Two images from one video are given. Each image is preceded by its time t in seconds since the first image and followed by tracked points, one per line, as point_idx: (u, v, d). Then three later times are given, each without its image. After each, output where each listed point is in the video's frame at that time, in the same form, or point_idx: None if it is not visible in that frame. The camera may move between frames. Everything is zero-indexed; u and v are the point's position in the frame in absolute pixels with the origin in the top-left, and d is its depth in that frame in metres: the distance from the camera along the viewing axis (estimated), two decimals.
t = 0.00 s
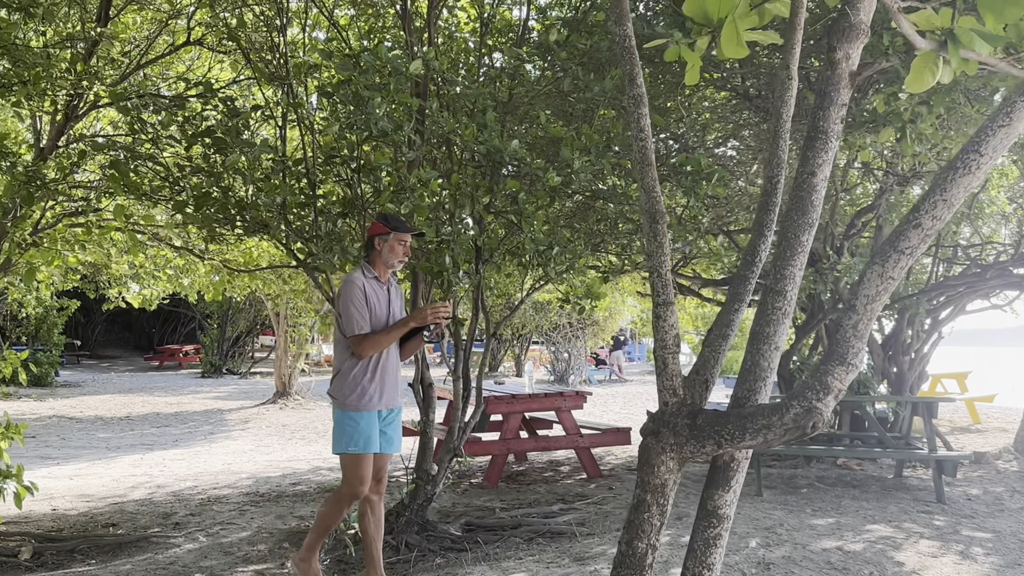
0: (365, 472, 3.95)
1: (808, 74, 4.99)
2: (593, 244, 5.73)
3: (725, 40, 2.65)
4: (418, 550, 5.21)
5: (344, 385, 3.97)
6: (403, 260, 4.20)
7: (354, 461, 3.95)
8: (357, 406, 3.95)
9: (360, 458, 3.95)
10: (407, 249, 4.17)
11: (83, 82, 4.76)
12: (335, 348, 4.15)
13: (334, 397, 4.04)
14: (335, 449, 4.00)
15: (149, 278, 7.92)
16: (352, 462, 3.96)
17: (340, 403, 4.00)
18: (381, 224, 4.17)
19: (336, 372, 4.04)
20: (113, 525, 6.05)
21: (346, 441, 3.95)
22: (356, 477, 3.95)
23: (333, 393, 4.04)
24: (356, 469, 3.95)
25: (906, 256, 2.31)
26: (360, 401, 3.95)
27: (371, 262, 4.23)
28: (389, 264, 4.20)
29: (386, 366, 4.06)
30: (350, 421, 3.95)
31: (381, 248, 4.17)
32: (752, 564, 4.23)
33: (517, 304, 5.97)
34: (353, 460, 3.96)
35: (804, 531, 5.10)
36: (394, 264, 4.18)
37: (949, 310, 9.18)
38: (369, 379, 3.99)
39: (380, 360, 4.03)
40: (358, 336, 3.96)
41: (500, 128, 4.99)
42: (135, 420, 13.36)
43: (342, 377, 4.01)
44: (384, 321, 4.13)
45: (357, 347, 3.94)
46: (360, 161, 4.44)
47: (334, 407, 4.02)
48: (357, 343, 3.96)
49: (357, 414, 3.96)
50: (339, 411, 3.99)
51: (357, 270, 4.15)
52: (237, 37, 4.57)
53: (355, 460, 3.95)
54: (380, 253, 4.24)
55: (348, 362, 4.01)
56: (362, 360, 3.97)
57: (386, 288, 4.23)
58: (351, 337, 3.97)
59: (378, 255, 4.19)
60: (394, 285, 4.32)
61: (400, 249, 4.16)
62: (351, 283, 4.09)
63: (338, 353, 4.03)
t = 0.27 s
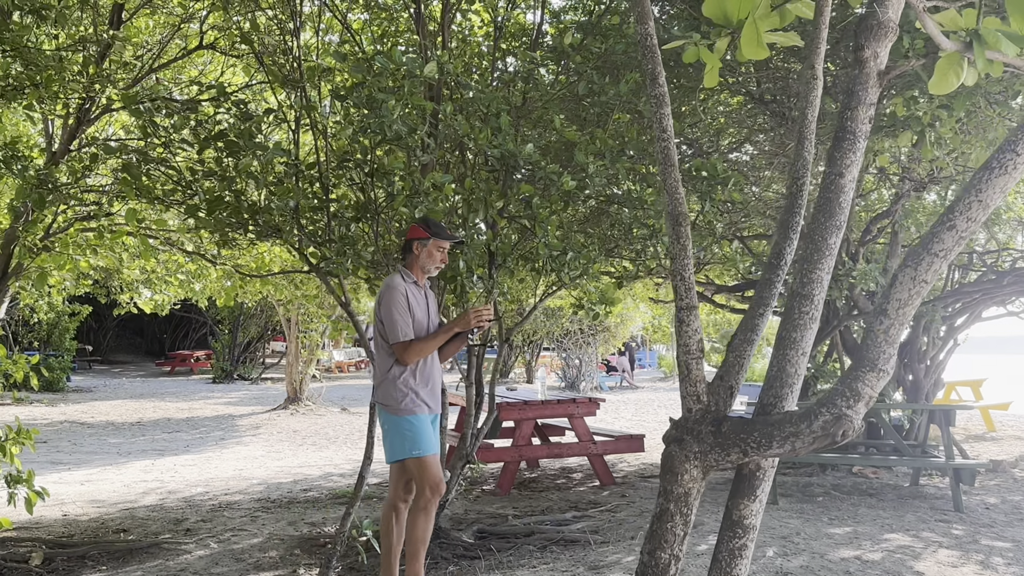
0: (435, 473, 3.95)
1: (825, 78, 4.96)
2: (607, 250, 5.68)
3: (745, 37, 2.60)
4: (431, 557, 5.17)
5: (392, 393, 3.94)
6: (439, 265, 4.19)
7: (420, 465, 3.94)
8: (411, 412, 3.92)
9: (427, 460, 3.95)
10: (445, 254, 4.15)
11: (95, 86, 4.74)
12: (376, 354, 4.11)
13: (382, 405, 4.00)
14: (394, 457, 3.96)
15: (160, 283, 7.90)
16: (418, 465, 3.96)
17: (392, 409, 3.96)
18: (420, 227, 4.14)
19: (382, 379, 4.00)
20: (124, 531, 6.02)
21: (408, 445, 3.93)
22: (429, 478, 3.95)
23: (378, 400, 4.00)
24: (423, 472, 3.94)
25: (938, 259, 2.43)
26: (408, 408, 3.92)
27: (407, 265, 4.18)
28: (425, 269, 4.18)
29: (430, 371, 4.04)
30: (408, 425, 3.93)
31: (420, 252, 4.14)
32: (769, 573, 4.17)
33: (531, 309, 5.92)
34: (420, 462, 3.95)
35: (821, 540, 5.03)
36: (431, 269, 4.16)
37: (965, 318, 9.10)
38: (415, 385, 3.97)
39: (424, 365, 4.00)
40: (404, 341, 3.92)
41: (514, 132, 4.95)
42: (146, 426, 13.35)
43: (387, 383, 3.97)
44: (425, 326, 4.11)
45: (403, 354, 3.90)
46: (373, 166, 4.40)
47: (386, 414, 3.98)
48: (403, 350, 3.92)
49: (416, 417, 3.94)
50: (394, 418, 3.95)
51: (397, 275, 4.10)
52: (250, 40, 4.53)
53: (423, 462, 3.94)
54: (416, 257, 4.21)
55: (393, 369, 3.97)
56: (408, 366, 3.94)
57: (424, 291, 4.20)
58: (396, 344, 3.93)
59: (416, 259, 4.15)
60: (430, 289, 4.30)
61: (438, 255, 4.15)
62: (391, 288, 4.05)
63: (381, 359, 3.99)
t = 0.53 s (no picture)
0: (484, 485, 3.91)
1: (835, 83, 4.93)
2: (615, 254, 5.65)
3: (760, 46, 2.61)
4: (437, 563, 5.14)
5: (437, 404, 3.92)
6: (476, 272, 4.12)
7: (467, 477, 3.91)
8: (458, 425, 3.90)
9: (474, 472, 3.92)
10: (482, 262, 4.09)
11: (99, 87, 4.69)
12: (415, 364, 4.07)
13: (426, 416, 3.98)
14: (440, 472, 3.91)
15: (163, 286, 7.85)
16: (464, 478, 3.93)
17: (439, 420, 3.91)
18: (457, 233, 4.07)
19: (425, 390, 3.98)
20: (126, 536, 5.97)
21: (455, 459, 3.90)
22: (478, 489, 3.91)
23: (422, 411, 3.98)
24: (471, 485, 3.92)
25: (969, 258, 2.48)
26: (454, 420, 3.91)
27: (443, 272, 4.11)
28: (461, 276, 4.11)
29: (472, 380, 4.02)
30: (455, 439, 3.90)
31: (456, 259, 4.07)
32: None
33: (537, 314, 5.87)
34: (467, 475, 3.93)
35: (832, 547, 5.00)
36: (469, 277, 4.10)
37: (971, 324, 9.05)
38: (460, 396, 3.95)
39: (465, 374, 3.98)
40: (449, 353, 3.88)
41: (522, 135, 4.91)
42: (148, 430, 13.30)
43: (431, 395, 3.95)
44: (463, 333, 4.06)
45: (446, 365, 3.87)
46: (379, 168, 4.36)
47: (430, 427, 3.95)
48: (444, 361, 3.88)
49: (463, 429, 3.93)
50: (438, 431, 3.92)
51: (434, 282, 4.03)
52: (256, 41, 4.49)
53: (469, 475, 3.91)
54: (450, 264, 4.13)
55: (436, 380, 3.94)
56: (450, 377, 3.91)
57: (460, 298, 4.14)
58: (437, 354, 3.89)
59: (453, 266, 4.08)
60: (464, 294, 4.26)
61: (476, 262, 4.09)
62: (431, 297, 3.99)
63: (424, 370, 3.96)
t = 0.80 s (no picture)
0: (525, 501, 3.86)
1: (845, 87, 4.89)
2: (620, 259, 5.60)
3: (776, 43, 2.44)
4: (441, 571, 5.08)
5: (494, 415, 3.86)
6: (529, 276, 4.53)
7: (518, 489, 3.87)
8: (514, 436, 3.84)
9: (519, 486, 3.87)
10: (537, 267, 4.50)
11: (101, 88, 4.62)
12: (472, 373, 4.01)
13: (481, 425, 3.91)
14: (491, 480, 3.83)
15: (162, 290, 7.78)
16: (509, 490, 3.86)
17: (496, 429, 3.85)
18: (514, 241, 4.43)
19: (480, 399, 3.91)
20: (125, 543, 5.91)
21: (507, 470, 3.84)
22: (515, 506, 3.85)
23: (478, 421, 3.91)
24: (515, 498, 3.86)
25: (1008, 264, 2.44)
26: (512, 431, 3.85)
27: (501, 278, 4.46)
28: (516, 282, 4.46)
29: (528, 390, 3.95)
30: (511, 450, 3.85)
31: (513, 265, 4.44)
32: None
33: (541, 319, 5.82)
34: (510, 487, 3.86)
35: (841, 556, 4.95)
36: (523, 282, 4.46)
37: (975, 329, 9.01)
38: (517, 406, 3.89)
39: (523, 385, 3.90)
40: (505, 364, 3.79)
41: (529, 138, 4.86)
42: (145, 435, 13.22)
43: (489, 404, 3.88)
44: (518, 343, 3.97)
45: (501, 378, 3.78)
46: (386, 171, 4.30)
47: (485, 436, 3.88)
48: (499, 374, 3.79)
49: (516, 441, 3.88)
50: (494, 440, 3.85)
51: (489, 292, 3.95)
52: (261, 42, 4.43)
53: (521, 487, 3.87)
54: (506, 270, 4.49)
55: (493, 391, 3.87)
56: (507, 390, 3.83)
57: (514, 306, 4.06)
58: (491, 367, 3.80)
59: (510, 271, 4.44)
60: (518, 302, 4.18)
61: (531, 267, 4.49)
62: (488, 306, 3.90)
63: (480, 380, 3.88)
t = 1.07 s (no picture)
0: (559, 514, 3.82)
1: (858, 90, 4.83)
2: (629, 263, 5.54)
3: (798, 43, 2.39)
4: None
5: (545, 421, 3.81)
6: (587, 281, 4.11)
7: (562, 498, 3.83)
8: (563, 445, 3.79)
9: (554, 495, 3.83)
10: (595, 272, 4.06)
11: (106, 90, 4.57)
12: (519, 375, 3.95)
13: (530, 430, 3.86)
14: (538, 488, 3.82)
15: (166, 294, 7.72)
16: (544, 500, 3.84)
17: (544, 438, 3.81)
18: (573, 242, 4.03)
19: (529, 403, 3.86)
20: (128, 549, 5.84)
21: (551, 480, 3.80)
22: (546, 518, 3.83)
23: (527, 425, 3.86)
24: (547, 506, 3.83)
25: None
26: (561, 439, 3.80)
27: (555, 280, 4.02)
28: (573, 285, 4.05)
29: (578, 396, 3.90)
30: (558, 458, 3.79)
31: (571, 267, 4.02)
32: None
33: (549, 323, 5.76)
34: (544, 496, 3.82)
35: (855, 565, 4.88)
36: (580, 285, 4.06)
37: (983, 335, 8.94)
38: (566, 413, 3.85)
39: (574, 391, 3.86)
40: (560, 370, 3.73)
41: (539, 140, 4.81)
42: (146, 439, 13.16)
43: (539, 409, 3.83)
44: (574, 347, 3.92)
45: (560, 383, 3.73)
46: (395, 173, 4.25)
47: (533, 442, 3.84)
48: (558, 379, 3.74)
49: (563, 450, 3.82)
50: (542, 448, 3.81)
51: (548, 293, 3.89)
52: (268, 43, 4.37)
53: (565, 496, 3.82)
54: (561, 272, 4.05)
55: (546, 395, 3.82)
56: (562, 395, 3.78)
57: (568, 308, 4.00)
58: (551, 371, 3.75)
59: (566, 274, 4.03)
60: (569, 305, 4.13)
61: (588, 271, 4.06)
62: (545, 308, 3.84)
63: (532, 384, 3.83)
